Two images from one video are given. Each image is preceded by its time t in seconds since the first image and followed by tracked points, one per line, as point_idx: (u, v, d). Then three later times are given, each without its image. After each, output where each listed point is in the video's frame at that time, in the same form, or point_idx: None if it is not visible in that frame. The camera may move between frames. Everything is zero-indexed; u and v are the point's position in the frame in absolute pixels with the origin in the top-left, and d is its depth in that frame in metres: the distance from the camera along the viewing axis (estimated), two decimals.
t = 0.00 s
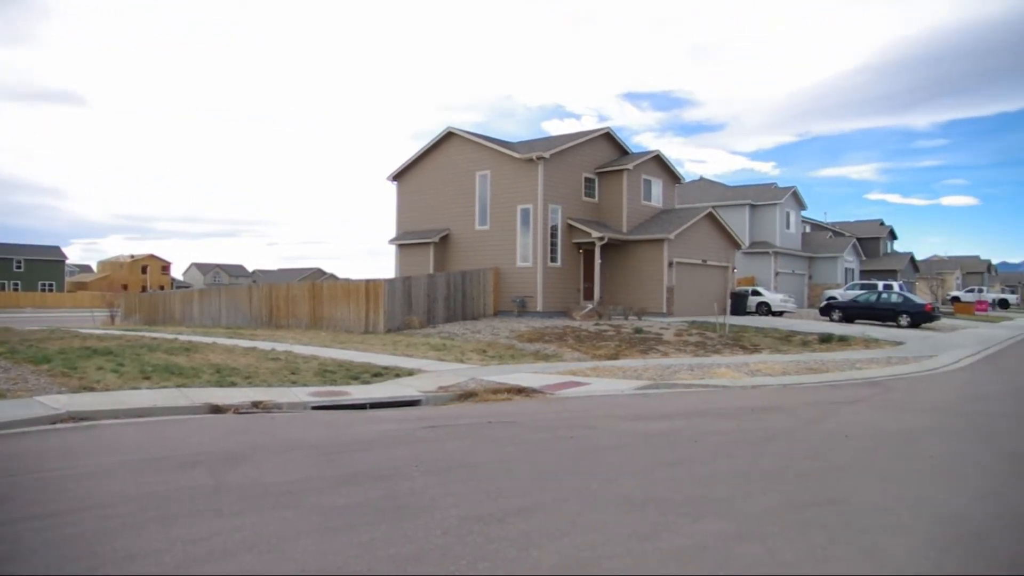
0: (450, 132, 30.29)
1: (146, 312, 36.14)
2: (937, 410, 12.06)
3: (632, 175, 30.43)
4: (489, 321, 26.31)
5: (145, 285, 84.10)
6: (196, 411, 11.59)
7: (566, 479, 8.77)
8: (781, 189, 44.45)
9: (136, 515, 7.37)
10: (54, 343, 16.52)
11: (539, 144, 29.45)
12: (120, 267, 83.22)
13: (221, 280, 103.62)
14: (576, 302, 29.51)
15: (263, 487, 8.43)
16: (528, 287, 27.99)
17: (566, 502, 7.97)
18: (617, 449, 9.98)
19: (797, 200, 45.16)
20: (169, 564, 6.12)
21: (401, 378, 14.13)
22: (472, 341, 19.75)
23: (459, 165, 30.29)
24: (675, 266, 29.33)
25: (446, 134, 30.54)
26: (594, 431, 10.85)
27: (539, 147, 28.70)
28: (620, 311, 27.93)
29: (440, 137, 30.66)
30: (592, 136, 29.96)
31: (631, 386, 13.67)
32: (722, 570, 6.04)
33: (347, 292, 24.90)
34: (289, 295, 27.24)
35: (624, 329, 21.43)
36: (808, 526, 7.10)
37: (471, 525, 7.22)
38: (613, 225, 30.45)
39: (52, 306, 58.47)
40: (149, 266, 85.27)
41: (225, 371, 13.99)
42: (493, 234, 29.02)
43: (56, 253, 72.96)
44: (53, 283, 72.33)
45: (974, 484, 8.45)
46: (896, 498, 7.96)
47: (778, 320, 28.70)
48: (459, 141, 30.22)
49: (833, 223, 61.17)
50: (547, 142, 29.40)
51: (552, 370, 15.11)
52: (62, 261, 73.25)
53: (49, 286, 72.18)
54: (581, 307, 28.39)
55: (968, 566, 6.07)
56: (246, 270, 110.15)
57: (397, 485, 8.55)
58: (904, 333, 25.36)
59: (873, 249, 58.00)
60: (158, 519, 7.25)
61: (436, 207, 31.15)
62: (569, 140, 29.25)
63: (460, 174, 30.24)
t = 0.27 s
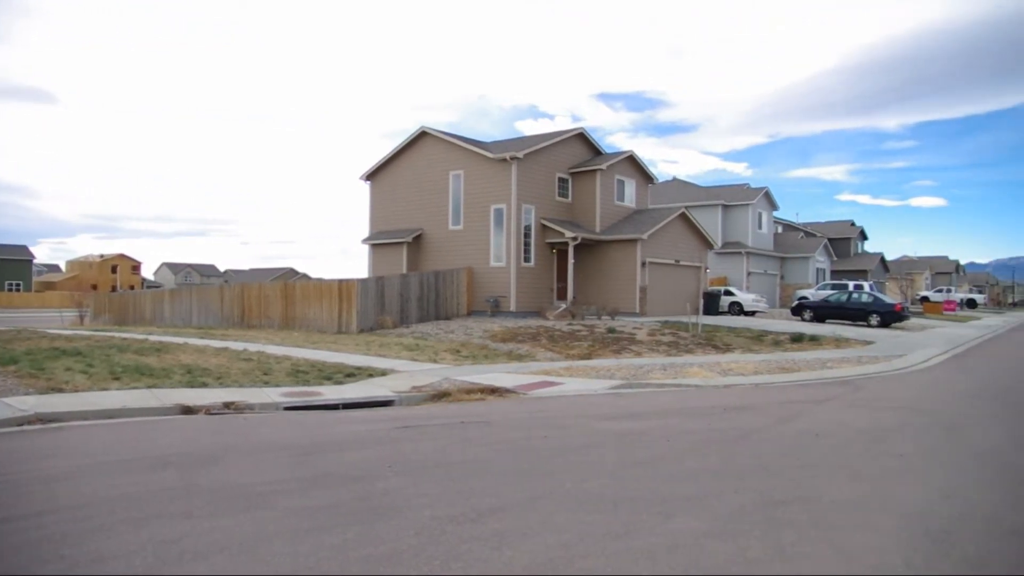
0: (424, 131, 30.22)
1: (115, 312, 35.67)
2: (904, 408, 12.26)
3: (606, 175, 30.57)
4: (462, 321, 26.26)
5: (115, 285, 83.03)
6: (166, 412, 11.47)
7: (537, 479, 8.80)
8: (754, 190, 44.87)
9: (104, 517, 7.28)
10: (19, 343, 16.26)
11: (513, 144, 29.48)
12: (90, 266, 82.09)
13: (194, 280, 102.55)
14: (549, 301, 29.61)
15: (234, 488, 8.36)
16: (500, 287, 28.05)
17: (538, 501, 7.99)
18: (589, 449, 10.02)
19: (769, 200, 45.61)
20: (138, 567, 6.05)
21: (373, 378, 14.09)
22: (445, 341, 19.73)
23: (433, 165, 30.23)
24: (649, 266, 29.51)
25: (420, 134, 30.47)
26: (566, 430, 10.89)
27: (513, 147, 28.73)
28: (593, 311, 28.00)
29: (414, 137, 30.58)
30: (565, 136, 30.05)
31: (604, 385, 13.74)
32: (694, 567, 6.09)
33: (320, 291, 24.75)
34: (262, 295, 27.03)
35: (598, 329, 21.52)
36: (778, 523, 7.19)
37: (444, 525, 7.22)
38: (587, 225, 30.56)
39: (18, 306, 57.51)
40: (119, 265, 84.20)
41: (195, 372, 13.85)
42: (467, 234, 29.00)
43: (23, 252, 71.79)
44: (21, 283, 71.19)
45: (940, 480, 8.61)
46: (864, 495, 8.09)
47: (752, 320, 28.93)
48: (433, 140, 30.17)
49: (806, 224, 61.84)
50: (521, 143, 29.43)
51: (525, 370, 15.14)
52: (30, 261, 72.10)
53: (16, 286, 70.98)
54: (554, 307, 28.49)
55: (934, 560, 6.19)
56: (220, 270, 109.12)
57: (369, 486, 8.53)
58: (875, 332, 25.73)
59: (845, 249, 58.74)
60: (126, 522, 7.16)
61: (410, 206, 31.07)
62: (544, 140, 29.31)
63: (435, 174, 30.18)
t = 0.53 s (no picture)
0: (398, 130, 30.09)
1: (82, 312, 35.07)
2: (873, 406, 12.46)
3: (580, 176, 30.67)
4: (437, 321, 26.13)
5: (82, 285, 81.57)
6: (135, 414, 11.29)
7: (512, 479, 8.79)
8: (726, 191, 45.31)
9: (71, 522, 7.14)
10: None
11: (487, 144, 29.47)
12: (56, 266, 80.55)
13: (163, 280, 101.07)
14: (523, 301, 29.64)
15: (205, 490, 8.25)
16: (473, 287, 28.03)
17: (513, 500, 8.00)
18: (564, 448, 10.05)
19: (741, 201, 46.09)
20: (105, 571, 5.94)
21: (347, 378, 14.00)
22: (419, 341, 19.66)
23: (407, 164, 30.12)
24: (623, 266, 29.66)
25: (394, 133, 30.34)
26: (540, 430, 10.91)
27: (487, 147, 28.72)
28: (568, 311, 27.98)
29: (388, 136, 30.44)
30: (539, 136, 30.10)
31: (578, 385, 13.78)
32: (667, 566, 6.13)
33: (292, 291, 24.54)
34: (232, 294, 26.74)
35: (571, 329, 21.61)
36: (751, 521, 7.26)
37: (418, 525, 7.19)
38: (561, 225, 30.64)
39: None
40: (86, 265, 82.73)
41: (165, 372, 13.66)
42: (441, 234, 28.93)
43: None
44: None
45: (908, 477, 8.75)
46: (834, 492, 8.20)
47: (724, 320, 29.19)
48: (407, 139, 30.05)
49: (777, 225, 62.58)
50: (495, 142, 29.42)
51: (499, 370, 15.14)
52: None
53: None
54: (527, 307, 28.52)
55: (902, 556, 6.29)
56: (190, 270, 107.67)
57: (343, 487, 8.47)
58: (844, 332, 26.10)
59: (815, 250, 59.54)
60: (94, 526, 7.03)
61: (384, 206, 30.93)
62: (518, 140, 29.33)
63: (409, 173, 30.06)
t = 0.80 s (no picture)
0: (374, 130, 29.97)
1: (51, 312, 34.51)
2: (845, 405, 12.62)
3: (556, 176, 30.75)
4: (413, 321, 26.08)
5: (51, 285, 80.25)
6: (106, 416, 11.13)
7: (487, 479, 8.78)
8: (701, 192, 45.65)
9: (40, 525, 7.02)
10: None
11: (463, 143, 29.44)
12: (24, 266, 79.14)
13: (135, 279, 99.75)
14: (500, 301, 29.64)
15: (177, 493, 8.16)
16: (450, 287, 28.00)
17: (488, 500, 8.00)
18: (539, 448, 10.07)
19: (716, 201, 46.46)
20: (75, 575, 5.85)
21: (322, 378, 13.92)
22: (395, 341, 19.61)
23: (382, 164, 30.02)
24: (599, 266, 29.78)
25: (369, 132, 30.21)
26: (515, 430, 10.93)
27: (463, 146, 28.69)
28: (543, 311, 28.05)
29: (363, 135, 30.30)
30: (516, 136, 30.13)
31: (554, 385, 13.81)
32: (642, 564, 6.17)
33: (267, 291, 24.35)
34: (206, 294, 26.48)
35: (548, 328, 21.66)
36: (725, 519, 7.32)
37: (393, 526, 7.17)
38: (538, 225, 30.70)
39: None
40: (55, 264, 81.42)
41: (137, 373, 13.49)
42: (418, 234, 28.86)
43: None
44: None
45: (879, 474, 8.88)
46: (807, 490, 8.30)
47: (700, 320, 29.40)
48: (383, 139, 29.94)
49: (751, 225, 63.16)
50: (471, 142, 29.39)
51: (475, 370, 15.14)
52: None
53: None
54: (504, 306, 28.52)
55: (872, 552, 6.38)
56: (163, 270, 106.36)
57: (317, 488, 8.42)
58: (818, 331, 26.41)
59: (789, 250, 60.19)
60: (64, 529, 6.92)
61: (360, 205, 30.79)
62: (494, 140, 29.32)
63: (385, 173, 29.94)
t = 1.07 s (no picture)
0: (344, 128, 29.76)
1: (12, 313, 33.78)
2: (813, 403, 12.80)
3: (527, 176, 30.79)
4: (384, 321, 25.92)
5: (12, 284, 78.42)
6: (70, 418, 10.90)
7: (459, 479, 8.76)
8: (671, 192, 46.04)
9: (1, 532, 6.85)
10: None
11: (435, 143, 29.35)
12: None
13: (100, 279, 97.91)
14: (471, 301, 29.59)
15: (144, 497, 8.01)
16: (421, 287, 27.89)
17: (460, 501, 7.97)
18: (511, 448, 10.07)
19: (686, 202, 46.88)
20: None
21: (292, 379, 13.79)
22: (366, 341, 19.49)
23: (353, 163, 29.83)
24: (570, 266, 29.88)
25: (340, 131, 29.99)
26: (487, 430, 10.91)
27: (434, 146, 28.60)
28: (515, 311, 28.07)
29: (333, 134, 30.08)
30: (487, 136, 30.10)
31: (526, 385, 13.82)
32: (613, 563, 6.20)
33: (236, 291, 24.05)
34: (173, 294, 26.11)
35: (520, 328, 21.68)
36: (695, 517, 7.38)
37: (365, 527, 7.12)
38: (509, 225, 30.71)
39: None
40: (16, 264, 79.59)
41: (102, 375, 13.25)
42: (389, 233, 28.71)
43: None
44: None
45: (846, 471, 9.02)
46: (776, 487, 8.40)
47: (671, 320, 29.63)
48: (353, 138, 29.74)
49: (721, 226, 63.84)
50: (443, 142, 29.30)
51: (448, 370, 15.11)
52: None
53: None
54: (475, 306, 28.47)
55: (840, 548, 6.47)
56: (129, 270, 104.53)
57: (287, 490, 8.33)
58: (786, 331, 26.76)
59: (757, 250, 60.94)
60: (26, 535, 6.76)
61: (330, 205, 30.56)
62: (465, 140, 29.27)
63: (356, 172, 29.74)
